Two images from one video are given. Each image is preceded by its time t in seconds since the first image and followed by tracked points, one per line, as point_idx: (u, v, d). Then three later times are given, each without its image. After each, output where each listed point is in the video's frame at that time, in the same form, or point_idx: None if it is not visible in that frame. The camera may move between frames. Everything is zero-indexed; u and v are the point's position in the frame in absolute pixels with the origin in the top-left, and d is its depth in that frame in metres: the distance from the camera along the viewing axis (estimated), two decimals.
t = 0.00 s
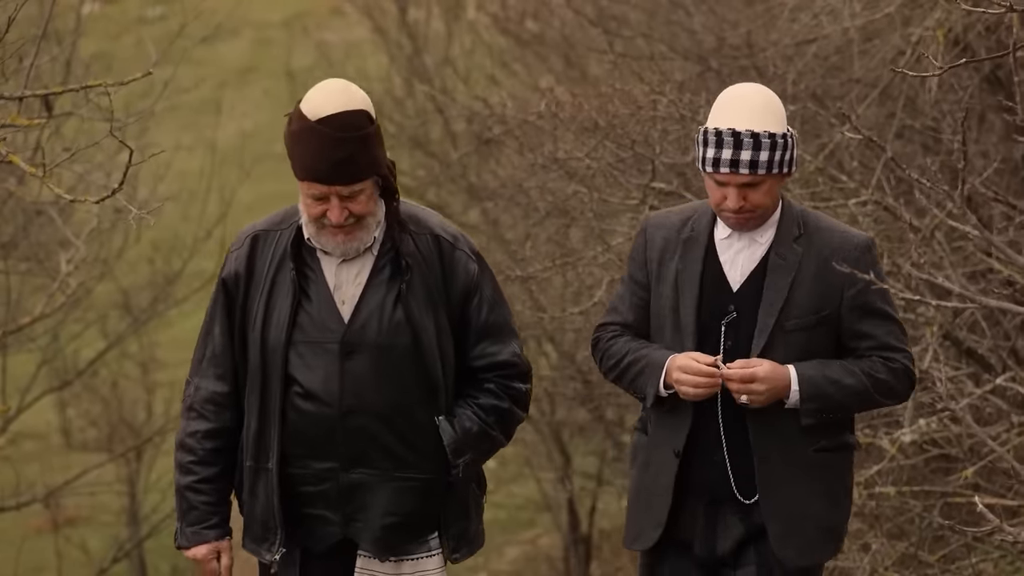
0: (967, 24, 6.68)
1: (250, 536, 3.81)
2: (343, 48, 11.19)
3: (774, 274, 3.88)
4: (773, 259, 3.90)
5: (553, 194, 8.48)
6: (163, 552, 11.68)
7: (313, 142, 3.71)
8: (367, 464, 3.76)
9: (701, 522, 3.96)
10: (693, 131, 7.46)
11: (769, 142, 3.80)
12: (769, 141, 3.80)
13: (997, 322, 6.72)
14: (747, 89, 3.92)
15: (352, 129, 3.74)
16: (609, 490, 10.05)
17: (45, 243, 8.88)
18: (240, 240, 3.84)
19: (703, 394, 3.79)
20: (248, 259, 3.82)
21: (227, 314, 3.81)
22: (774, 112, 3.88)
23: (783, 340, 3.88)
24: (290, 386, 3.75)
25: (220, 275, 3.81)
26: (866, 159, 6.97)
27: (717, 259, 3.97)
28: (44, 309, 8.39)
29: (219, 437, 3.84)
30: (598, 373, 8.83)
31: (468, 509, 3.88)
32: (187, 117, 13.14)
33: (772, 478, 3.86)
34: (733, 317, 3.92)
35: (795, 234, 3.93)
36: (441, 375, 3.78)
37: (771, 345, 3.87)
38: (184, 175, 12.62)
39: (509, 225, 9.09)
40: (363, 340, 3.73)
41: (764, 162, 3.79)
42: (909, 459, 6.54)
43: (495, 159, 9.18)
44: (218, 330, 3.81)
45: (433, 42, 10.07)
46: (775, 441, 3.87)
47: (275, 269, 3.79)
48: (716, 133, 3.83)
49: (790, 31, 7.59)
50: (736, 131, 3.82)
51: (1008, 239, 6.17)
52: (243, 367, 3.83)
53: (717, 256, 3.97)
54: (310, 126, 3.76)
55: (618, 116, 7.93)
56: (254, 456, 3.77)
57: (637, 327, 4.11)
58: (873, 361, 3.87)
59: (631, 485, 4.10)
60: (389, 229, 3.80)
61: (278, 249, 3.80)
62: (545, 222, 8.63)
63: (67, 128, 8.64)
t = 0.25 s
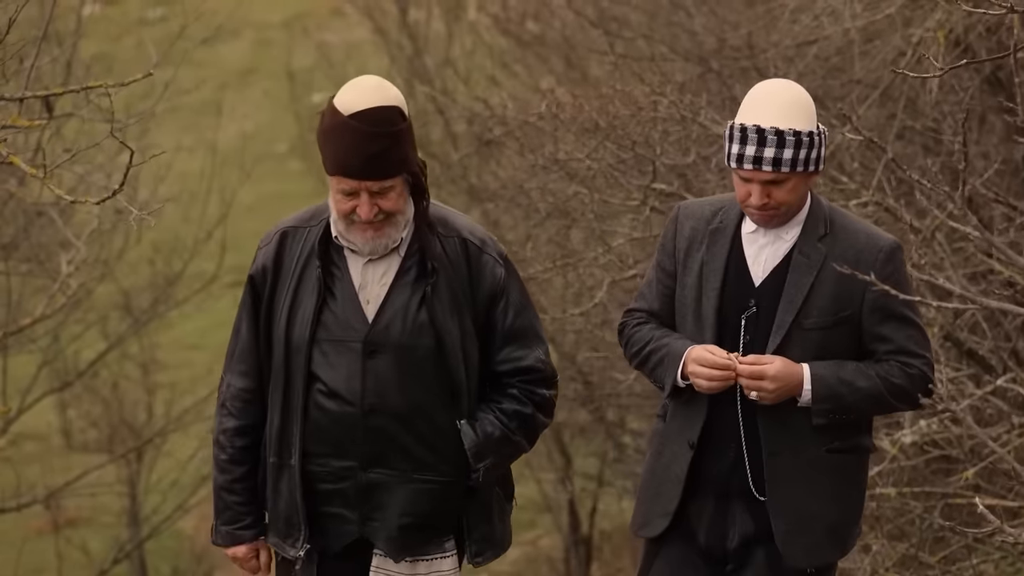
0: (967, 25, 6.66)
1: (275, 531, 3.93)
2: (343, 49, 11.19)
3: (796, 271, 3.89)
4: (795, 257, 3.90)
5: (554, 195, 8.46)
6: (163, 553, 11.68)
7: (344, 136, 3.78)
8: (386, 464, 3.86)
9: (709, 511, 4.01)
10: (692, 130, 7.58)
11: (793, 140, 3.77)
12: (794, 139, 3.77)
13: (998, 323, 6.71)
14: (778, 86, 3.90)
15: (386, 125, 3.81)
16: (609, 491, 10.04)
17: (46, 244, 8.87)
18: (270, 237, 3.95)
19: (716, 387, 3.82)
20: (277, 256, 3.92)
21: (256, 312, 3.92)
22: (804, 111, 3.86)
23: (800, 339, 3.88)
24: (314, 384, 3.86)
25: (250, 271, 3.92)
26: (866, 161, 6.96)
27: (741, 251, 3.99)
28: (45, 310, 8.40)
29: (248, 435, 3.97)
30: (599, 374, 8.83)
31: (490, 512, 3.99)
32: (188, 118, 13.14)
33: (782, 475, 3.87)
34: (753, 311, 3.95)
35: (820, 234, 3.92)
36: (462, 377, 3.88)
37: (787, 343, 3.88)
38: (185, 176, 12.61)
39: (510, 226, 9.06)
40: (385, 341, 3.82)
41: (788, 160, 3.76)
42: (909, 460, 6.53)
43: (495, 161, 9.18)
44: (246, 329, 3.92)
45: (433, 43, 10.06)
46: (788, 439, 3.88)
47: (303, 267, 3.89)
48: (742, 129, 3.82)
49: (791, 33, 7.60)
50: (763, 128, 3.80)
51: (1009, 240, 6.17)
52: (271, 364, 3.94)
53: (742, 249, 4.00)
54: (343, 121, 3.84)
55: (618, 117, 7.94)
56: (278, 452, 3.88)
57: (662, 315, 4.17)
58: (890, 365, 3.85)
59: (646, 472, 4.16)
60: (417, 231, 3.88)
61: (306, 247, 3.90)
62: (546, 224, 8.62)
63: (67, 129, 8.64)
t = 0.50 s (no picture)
0: (967, 26, 6.66)
1: (284, 532, 3.93)
2: (343, 50, 11.19)
3: (799, 273, 3.89)
4: (799, 260, 3.90)
5: (553, 196, 8.46)
6: (163, 554, 11.68)
7: (346, 134, 3.79)
8: (395, 461, 3.87)
9: (708, 513, 4.01)
10: (692, 132, 7.59)
11: (795, 142, 3.77)
12: (796, 141, 3.77)
13: (997, 324, 6.71)
14: (785, 85, 3.89)
15: (388, 122, 3.82)
16: (609, 491, 10.04)
17: (46, 245, 8.87)
18: (277, 239, 3.96)
19: (717, 392, 3.82)
20: (285, 256, 3.92)
21: (262, 313, 3.93)
22: (810, 112, 3.85)
23: (802, 341, 3.88)
24: (322, 382, 3.86)
25: (257, 272, 3.93)
26: (866, 162, 6.96)
27: (745, 253, 4.00)
28: (45, 311, 8.40)
29: (254, 436, 3.96)
30: (599, 375, 8.83)
31: (498, 511, 3.98)
32: (188, 118, 13.13)
33: (781, 477, 3.87)
34: (756, 313, 3.95)
35: (823, 236, 3.92)
36: (471, 374, 3.88)
37: (789, 346, 3.88)
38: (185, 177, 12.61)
39: (511, 226, 9.06)
40: (393, 338, 3.82)
41: (790, 162, 3.76)
42: (909, 461, 6.53)
43: (495, 161, 9.18)
44: (253, 330, 3.93)
45: (433, 44, 10.05)
46: (788, 442, 3.88)
47: (310, 266, 3.89)
48: (747, 129, 3.82)
49: (791, 33, 7.60)
50: (768, 129, 3.80)
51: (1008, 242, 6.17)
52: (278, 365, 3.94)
53: (746, 250, 4.00)
54: (344, 118, 3.84)
55: (618, 118, 7.94)
56: (286, 452, 3.88)
57: (665, 315, 4.17)
58: (892, 369, 3.84)
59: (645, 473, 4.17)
60: (425, 228, 3.89)
61: (312, 246, 3.90)
62: (545, 224, 8.63)
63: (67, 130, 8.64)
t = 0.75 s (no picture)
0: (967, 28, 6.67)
1: (290, 536, 3.92)
2: (343, 51, 11.18)
3: (791, 277, 3.89)
4: (791, 263, 3.90)
5: (554, 197, 8.47)
6: (163, 555, 11.68)
7: (349, 128, 3.81)
8: (401, 462, 3.87)
9: (706, 521, 3.99)
10: (693, 134, 7.60)
11: (780, 144, 3.77)
12: (780, 143, 3.78)
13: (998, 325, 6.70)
14: (767, 90, 3.90)
15: (390, 114, 3.84)
16: (610, 492, 10.03)
17: (46, 247, 8.88)
18: (278, 243, 3.96)
19: (717, 397, 3.81)
20: (286, 260, 3.93)
21: (265, 316, 3.93)
22: (793, 116, 3.86)
23: (798, 344, 3.87)
24: (327, 384, 3.86)
25: (259, 276, 3.93)
26: (867, 163, 6.96)
27: (735, 258, 3.98)
28: (45, 313, 8.41)
29: (257, 440, 3.96)
30: (600, 376, 8.84)
31: (503, 511, 3.99)
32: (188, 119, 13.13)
33: (781, 480, 3.87)
34: (749, 318, 3.94)
35: (814, 238, 3.92)
36: (475, 374, 3.88)
37: (785, 349, 3.87)
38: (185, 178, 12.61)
39: (512, 228, 9.05)
40: (398, 339, 3.83)
41: (775, 164, 3.76)
42: (909, 463, 6.53)
43: (496, 163, 9.18)
44: (255, 333, 3.92)
45: (434, 45, 10.04)
46: (786, 444, 3.88)
47: (312, 268, 3.89)
48: (731, 134, 3.83)
49: (792, 35, 7.61)
50: (751, 133, 3.81)
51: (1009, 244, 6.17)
52: (281, 368, 3.94)
53: (736, 256, 3.98)
54: (347, 112, 3.86)
55: (619, 120, 7.95)
56: (292, 455, 3.88)
57: (653, 324, 4.13)
58: (888, 368, 3.85)
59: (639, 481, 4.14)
60: (426, 228, 3.89)
61: (314, 249, 3.91)
62: (546, 226, 8.63)
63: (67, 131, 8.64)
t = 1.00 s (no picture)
0: (968, 28, 6.67)
1: (287, 536, 3.91)
2: (344, 51, 11.18)
3: (767, 272, 3.90)
4: (766, 258, 3.91)
5: (555, 197, 8.46)
6: (164, 555, 11.68)
7: (349, 135, 3.79)
8: (401, 461, 3.87)
9: (694, 527, 3.96)
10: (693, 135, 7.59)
11: (742, 138, 3.80)
12: (742, 137, 3.80)
13: (999, 325, 6.68)
14: (726, 87, 3.93)
15: (391, 122, 3.84)
16: (610, 493, 10.02)
17: (47, 247, 8.88)
18: (274, 241, 3.95)
19: (705, 397, 3.77)
20: (282, 258, 3.92)
21: (260, 315, 3.92)
22: (754, 111, 3.88)
23: (778, 339, 3.89)
24: (325, 384, 3.85)
25: (254, 275, 3.92)
26: (867, 163, 6.94)
27: (708, 261, 3.98)
28: (45, 314, 8.40)
29: (252, 439, 3.95)
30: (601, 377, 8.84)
31: (500, 510, 4.00)
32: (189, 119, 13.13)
33: (772, 477, 3.86)
34: (728, 317, 3.94)
35: (786, 233, 3.94)
36: (474, 374, 3.89)
37: (766, 345, 3.88)
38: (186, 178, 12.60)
39: (512, 229, 9.02)
40: (398, 338, 3.83)
41: (738, 158, 3.78)
42: (909, 463, 6.51)
43: (496, 163, 9.17)
44: (250, 332, 3.91)
45: (434, 45, 10.04)
46: (774, 441, 3.87)
47: (310, 267, 3.89)
48: (692, 131, 3.84)
49: (792, 35, 7.61)
50: (713, 130, 3.83)
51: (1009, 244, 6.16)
52: (276, 367, 3.93)
53: (709, 258, 3.98)
54: (348, 120, 3.85)
55: (620, 120, 7.95)
56: (290, 455, 3.87)
57: (627, 335, 4.11)
58: (869, 357, 3.88)
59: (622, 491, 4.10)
60: (424, 227, 3.89)
61: (311, 248, 3.90)
62: (546, 226, 8.63)
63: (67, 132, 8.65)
